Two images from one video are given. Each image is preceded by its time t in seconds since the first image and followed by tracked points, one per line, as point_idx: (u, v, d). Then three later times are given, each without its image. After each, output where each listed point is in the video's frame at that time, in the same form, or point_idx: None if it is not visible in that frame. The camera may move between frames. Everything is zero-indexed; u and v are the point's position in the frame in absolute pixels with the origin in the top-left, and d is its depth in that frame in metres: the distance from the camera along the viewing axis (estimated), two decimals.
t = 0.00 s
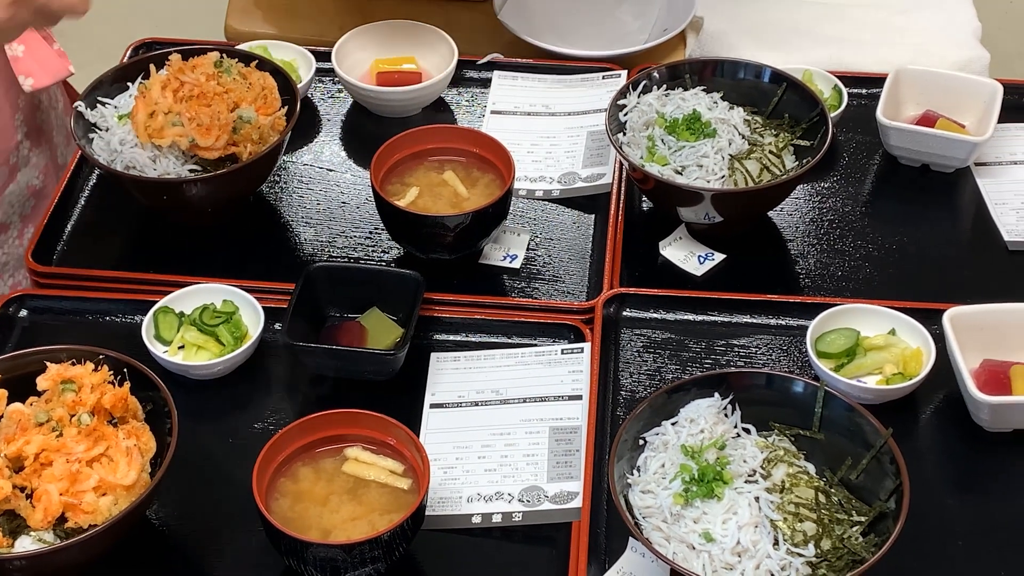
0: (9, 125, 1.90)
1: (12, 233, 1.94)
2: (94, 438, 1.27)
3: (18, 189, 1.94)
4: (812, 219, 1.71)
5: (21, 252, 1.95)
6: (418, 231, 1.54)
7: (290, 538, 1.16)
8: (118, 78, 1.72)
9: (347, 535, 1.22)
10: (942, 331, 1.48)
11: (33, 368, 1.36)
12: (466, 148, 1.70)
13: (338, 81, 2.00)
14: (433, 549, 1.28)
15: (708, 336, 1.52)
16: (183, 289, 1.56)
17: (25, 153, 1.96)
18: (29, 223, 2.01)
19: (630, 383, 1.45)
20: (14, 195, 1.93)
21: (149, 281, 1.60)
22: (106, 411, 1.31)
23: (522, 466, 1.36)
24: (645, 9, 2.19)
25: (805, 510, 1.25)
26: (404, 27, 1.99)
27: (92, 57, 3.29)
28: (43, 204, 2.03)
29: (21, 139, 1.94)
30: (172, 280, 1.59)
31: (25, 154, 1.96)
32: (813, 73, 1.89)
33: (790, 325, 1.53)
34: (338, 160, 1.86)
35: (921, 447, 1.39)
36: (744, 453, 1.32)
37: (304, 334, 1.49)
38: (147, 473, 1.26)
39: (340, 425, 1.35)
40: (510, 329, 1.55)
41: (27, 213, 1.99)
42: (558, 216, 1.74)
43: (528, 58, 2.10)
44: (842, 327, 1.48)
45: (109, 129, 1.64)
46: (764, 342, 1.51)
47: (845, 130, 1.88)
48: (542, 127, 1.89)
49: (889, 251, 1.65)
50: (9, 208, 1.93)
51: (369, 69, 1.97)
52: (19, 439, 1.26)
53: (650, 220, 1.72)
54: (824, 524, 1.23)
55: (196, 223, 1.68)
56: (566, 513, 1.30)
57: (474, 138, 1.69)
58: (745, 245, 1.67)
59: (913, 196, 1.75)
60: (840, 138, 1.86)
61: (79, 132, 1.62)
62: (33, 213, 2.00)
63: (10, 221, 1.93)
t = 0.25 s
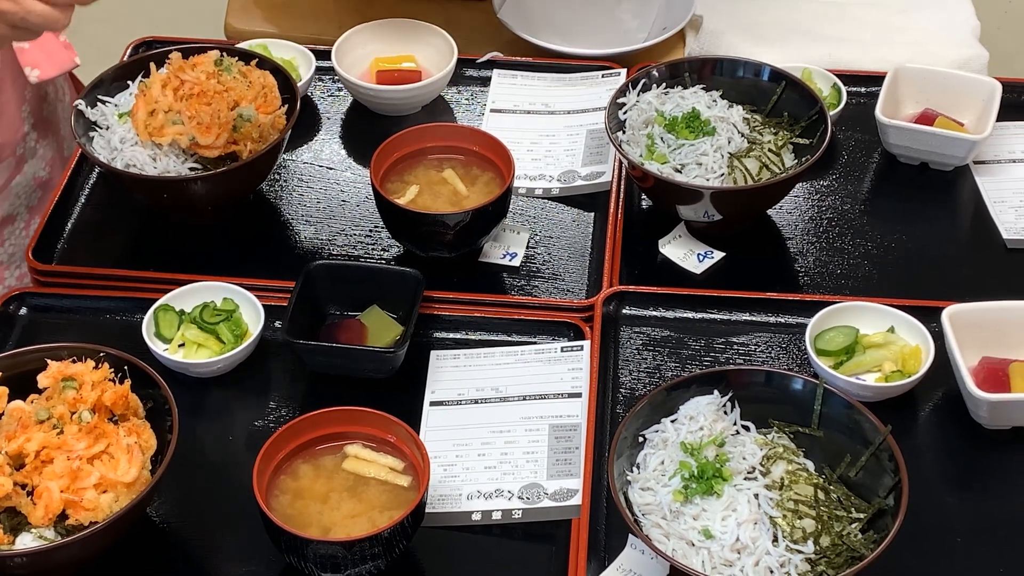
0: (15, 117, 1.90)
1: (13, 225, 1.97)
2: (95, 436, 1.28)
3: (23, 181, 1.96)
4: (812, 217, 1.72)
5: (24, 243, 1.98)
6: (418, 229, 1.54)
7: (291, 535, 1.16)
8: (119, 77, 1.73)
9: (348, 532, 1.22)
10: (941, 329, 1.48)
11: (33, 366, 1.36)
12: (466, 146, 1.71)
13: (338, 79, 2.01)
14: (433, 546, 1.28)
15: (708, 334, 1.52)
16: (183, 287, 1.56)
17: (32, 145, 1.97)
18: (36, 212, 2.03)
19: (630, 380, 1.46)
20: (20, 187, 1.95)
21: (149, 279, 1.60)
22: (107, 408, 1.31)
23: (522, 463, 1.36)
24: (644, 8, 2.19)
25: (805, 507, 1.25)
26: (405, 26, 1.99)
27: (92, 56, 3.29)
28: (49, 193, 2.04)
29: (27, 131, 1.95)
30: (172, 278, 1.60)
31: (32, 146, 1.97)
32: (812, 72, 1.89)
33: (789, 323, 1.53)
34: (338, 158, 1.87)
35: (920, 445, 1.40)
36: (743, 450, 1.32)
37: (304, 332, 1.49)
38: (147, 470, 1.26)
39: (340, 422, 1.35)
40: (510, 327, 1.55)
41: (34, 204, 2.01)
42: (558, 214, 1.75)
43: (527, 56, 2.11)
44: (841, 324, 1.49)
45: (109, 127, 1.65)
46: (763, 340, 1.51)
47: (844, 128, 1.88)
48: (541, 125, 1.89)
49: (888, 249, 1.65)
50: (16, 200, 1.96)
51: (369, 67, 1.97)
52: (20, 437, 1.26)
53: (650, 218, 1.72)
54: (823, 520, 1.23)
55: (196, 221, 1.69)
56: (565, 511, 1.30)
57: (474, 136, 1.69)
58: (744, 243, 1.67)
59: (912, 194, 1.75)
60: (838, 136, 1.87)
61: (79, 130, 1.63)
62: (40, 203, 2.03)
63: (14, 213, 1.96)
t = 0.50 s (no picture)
0: (21, 117, 1.90)
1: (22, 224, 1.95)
2: (96, 437, 1.28)
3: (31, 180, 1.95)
4: (810, 219, 1.72)
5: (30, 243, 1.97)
6: (418, 231, 1.55)
7: (291, 536, 1.16)
8: (120, 80, 1.73)
9: (348, 533, 1.23)
10: (939, 330, 1.49)
11: (35, 368, 1.37)
12: (466, 149, 1.71)
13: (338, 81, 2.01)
14: (433, 547, 1.29)
15: (707, 335, 1.53)
16: (184, 289, 1.57)
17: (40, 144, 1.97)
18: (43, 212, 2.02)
19: (629, 382, 1.46)
20: (28, 186, 1.95)
21: (150, 281, 1.61)
22: (108, 410, 1.32)
23: (522, 464, 1.37)
24: (643, 11, 2.20)
25: (803, 508, 1.26)
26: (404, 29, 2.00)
27: (92, 59, 3.30)
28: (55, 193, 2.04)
29: (34, 131, 1.94)
30: (173, 280, 1.60)
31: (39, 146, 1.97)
32: (810, 74, 1.89)
33: (788, 325, 1.54)
34: (338, 160, 1.87)
35: (918, 446, 1.40)
36: (742, 451, 1.33)
37: (304, 334, 1.50)
38: (149, 472, 1.27)
39: (340, 424, 1.36)
40: (509, 329, 1.56)
41: (41, 204, 2.00)
42: (557, 216, 1.75)
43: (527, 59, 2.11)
44: (840, 326, 1.49)
45: (110, 130, 1.66)
46: (762, 341, 1.52)
47: (842, 130, 1.89)
48: (541, 128, 1.90)
49: (886, 251, 1.66)
50: (24, 200, 1.95)
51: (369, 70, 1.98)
52: (22, 438, 1.27)
53: (649, 220, 1.73)
54: (821, 521, 1.24)
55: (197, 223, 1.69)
56: (565, 512, 1.31)
57: (474, 139, 1.70)
58: (743, 245, 1.68)
59: (910, 196, 1.76)
60: (837, 139, 1.87)
61: (81, 133, 1.64)
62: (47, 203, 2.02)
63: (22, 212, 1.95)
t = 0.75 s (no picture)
0: (23, 118, 1.91)
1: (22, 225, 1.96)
2: (96, 435, 1.29)
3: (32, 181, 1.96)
4: (807, 218, 1.73)
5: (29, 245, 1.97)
6: (417, 230, 1.55)
7: (290, 533, 1.17)
8: (119, 78, 1.74)
9: (346, 530, 1.23)
10: (936, 328, 1.49)
11: (35, 366, 1.37)
12: (464, 147, 1.72)
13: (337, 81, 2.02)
14: (431, 544, 1.29)
15: (705, 333, 1.53)
16: (183, 287, 1.57)
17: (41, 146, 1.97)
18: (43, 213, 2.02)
19: (627, 379, 1.47)
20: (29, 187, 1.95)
21: (150, 280, 1.61)
22: (108, 407, 1.32)
23: (520, 462, 1.37)
24: (642, 10, 2.21)
25: (800, 505, 1.26)
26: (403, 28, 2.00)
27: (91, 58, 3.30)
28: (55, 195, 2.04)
29: (36, 133, 1.95)
30: (172, 278, 1.61)
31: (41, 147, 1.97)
32: (808, 73, 1.90)
33: (785, 322, 1.54)
34: (337, 159, 1.88)
35: (915, 443, 1.41)
36: (739, 448, 1.33)
37: (303, 331, 1.50)
38: (148, 469, 1.27)
39: (339, 422, 1.36)
40: (508, 327, 1.56)
41: (43, 206, 2.01)
42: (555, 215, 1.76)
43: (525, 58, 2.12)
44: (837, 324, 1.50)
45: (109, 129, 1.66)
46: (760, 339, 1.52)
47: (840, 129, 1.90)
48: (539, 127, 1.90)
49: (883, 250, 1.66)
50: (25, 201, 1.95)
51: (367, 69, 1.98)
52: (21, 436, 1.27)
53: (647, 219, 1.73)
54: (818, 518, 1.24)
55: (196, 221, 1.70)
56: (563, 509, 1.31)
57: (472, 138, 1.70)
58: (740, 244, 1.68)
59: (907, 195, 1.76)
60: (834, 137, 1.88)
61: (80, 132, 1.64)
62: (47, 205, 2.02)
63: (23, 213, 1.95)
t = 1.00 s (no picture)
0: (26, 118, 1.91)
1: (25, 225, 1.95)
2: (95, 433, 1.29)
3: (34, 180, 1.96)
4: (805, 217, 1.73)
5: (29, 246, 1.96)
6: (415, 229, 1.56)
7: (289, 531, 1.17)
8: (118, 78, 1.74)
9: (345, 528, 1.24)
10: (933, 326, 1.50)
11: (34, 364, 1.37)
12: (462, 147, 1.72)
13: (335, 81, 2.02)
14: (429, 542, 1.29)
15: (702, 332, 1.54)
16: (181, 286, 1.57)
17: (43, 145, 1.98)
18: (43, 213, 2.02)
19: (625, 378, 1.47)
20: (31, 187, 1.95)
21: (149, 279, 1.62)
22: (107, 406, 1.33)
23: (518, 460, 1.37)
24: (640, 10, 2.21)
25: (797, 502, 1.26)
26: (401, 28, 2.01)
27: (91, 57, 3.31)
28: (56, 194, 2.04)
29: (37, 132, 1.96)
30: (171, 277, 1.61)
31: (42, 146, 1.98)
32: (805, 73, 1.90)
33: (783, 321, 1.54)
34: (336, 159, 1.88)
35: (912, 441, 1.41)
36: (737, 446, 1.33)
37: (302, 330, 1.51)
38: (147, 467, 1.28)
39: (337, 420, 1.37)
40: (506, 326, 1.57)
41: (43, 206, 2.01)
42: (554, 214, 1.76)
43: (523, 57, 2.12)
44: (834, 323, 1.50)
45: (108, 128, 1.66)
46: (757, 338, 1.53)
47: (837, 128, 1.90)
48: (537, 126, 1.91)
49: (881, 249, 1.66)
50: (27, 201, 1.95)
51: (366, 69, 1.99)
52: (20, 434, 1.27)
53: (645, 218, 1.74)
54: (815, 515, 1.25)
55: (195, 220, 1.71)
56: (560, 507, 1.32)
57: (470, 137, 1.71)
58: (738, 243, 1.69)
59: (904, 194, 1.77)
60: (832, 137, 1.88)
61: (79, 131, 1.64)
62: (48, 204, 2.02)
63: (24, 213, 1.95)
